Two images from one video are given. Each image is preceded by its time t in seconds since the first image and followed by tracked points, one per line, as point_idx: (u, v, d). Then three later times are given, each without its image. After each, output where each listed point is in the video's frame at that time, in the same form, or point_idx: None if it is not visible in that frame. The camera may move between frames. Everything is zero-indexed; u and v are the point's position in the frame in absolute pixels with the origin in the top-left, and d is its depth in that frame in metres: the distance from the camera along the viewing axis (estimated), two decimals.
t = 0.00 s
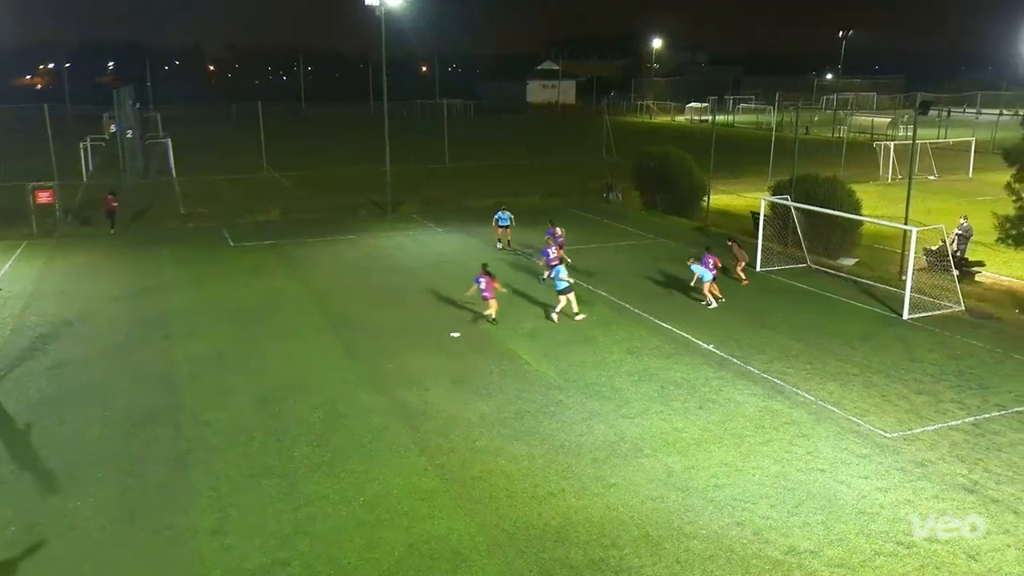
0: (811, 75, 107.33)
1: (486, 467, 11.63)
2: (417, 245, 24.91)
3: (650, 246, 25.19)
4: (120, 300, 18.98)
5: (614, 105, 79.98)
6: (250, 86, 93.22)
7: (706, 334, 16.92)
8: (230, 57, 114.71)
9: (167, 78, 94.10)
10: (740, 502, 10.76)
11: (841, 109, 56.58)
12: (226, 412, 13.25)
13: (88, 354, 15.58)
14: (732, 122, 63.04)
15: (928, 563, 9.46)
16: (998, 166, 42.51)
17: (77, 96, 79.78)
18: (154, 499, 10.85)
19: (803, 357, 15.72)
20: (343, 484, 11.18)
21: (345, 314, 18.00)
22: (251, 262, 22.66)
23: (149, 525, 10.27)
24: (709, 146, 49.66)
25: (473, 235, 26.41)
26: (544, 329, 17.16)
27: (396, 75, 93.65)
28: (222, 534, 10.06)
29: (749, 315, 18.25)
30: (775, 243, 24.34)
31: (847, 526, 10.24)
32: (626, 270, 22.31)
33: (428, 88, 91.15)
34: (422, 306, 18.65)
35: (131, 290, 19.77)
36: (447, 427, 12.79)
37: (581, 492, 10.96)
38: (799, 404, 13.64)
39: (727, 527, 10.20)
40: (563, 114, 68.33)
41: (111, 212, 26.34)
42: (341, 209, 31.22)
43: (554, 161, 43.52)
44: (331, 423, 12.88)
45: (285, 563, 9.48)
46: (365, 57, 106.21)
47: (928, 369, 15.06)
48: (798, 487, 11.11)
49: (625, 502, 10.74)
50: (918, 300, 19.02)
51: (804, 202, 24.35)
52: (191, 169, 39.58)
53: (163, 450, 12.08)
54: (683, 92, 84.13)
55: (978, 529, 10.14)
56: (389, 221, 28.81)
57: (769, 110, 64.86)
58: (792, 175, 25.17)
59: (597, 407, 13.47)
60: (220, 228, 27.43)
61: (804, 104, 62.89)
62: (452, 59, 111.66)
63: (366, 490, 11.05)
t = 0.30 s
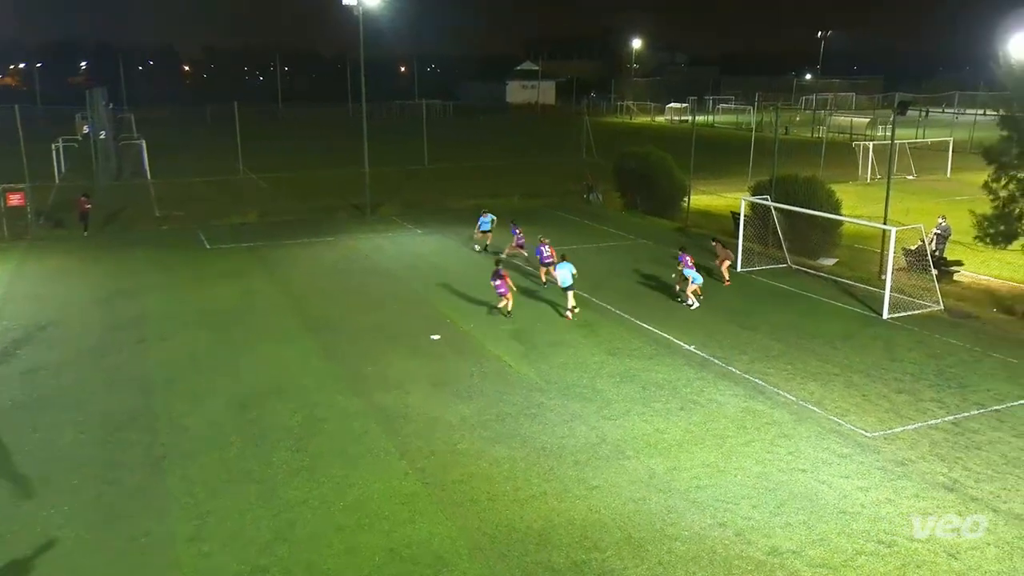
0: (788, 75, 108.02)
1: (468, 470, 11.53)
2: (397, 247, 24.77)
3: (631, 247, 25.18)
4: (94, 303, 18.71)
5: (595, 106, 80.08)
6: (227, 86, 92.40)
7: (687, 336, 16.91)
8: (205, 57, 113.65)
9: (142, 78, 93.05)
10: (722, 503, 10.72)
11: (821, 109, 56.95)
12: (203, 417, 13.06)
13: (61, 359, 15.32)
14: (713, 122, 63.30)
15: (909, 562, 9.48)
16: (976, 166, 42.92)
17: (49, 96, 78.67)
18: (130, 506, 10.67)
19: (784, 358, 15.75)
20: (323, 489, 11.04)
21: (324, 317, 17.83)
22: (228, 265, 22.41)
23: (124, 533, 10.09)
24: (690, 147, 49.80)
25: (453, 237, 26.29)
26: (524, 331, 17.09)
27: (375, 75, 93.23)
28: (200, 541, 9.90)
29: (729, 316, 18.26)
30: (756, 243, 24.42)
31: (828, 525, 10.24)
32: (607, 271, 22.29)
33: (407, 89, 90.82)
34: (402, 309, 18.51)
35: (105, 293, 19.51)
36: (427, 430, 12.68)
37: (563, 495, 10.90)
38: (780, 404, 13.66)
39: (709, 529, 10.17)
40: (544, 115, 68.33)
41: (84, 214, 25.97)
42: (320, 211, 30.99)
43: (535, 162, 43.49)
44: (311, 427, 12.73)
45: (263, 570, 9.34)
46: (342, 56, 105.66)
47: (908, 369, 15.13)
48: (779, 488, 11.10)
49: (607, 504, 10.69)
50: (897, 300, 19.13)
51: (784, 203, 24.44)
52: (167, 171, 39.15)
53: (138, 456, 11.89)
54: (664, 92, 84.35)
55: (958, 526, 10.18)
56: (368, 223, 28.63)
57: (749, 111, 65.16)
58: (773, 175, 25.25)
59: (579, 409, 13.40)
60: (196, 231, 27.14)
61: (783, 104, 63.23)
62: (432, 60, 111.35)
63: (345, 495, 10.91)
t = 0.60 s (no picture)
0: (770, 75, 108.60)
1: (452, 474, 11.43)
2: (379, 249, 24.62)
3: (615, 249, 25.16)
4: (73, 308, 18.45)
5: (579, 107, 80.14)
6: (206, 87, 91.62)
7: (672, 337, 16.90)
8: (184, 57, 112.69)
9: (119, 79, 92.04)
10: (708, 505, 10.68)
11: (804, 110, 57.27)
12: (182, 423, 12.88)
13: (37, 365, 15.06)
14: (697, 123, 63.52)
15: (895, 563, 9.46)
16: (957, 167, 43.29)
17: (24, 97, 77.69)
18: (110, 513, 10.49)
19: (768, 359, 15.75)
20: (305, 495, 10.90)
21: (306, 321, 17.67)
22: (209, 269, 22.21)
23: (103, 541, 9.90)
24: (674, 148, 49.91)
25: (437, 239, 26.18)
26: (509, 334, 17.02)
27: (357, 77, 92.91)
28: (181, 549, 9.74)
29: (713, 317, 18.26)
30: (739, 244, 24.46)
31: (814, 526, 10.22)
32: (591, 273, 22.26)
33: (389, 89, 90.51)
34: (385, 312, 18.38)
35: (83, 297, 19.26)
36: (412, 435, 12.56)
37: (548, 498, 10.82)
38: (765, 405, 13.65)
39: (695, 531, 10.13)
40: (528, 116, 68.26)
41: (61, 218, 25.67)
42: (302, 213, 30.79)
43: (519, 163, 43.42)
44: (293, 432, 12.58)
45: None
46: (324, 56, 105.14)
47: (892, 369, 15.17)
48: (765, 489, 11.07)
49: (592, 508, 10.61)
50: (881, 300, 19.19)
51: (768, 204, 24.50)
52: (146, 173, 38.73)
53: (117, 463, 11.71)
54: (647, 93, 84.55)
55: (942, 526, 10.19)
56: (350, 226, 28.46)
57: (733, 111, 65.43)
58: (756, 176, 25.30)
59: (563, 412, 13.34)
60: (175, 234, 26.86)
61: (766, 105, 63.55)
62: (414, 61, 111.07)
63: (329, 501, 10.78)
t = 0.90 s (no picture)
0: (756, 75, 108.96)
1: (440, 478, 11.31)
2: (365, 252, 24.46)
3: (602, 251, 25.08)
4: (53, 312, 18.19)
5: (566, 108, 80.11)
6: (189, 88, 90.93)
7: (660, 339, 16.82)
8: (166, 58, 111.81)
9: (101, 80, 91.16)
10: (697, 509, 10.59)
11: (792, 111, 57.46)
12: (165, 428, 12.70)
13: (16, 370, 14.81)
14: (685, 125, 63.64)
15: (884, 565, 9.41)
16: (945, 167, 43.47)
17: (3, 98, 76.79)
18: (91, 521, 10.29)
19: (757, 361, 15.69)
20: (290, 501, 10.75)
21: (292, 324, 17.49)
22: (192, 271, 22.00)
23: (84, 550, 9.71)
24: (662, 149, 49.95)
25: (423, 241, 26.02)
26: (497, 337, 16.89)
27: (342, 78, 92.56)
28: (163, 557, 9.57)
29: (701, 319, 18.21)
30: (728, 246, 24.44)
31: (804, 529, 10.15)
32: (579, 275, 22.18)
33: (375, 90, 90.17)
34: (372, 315, 18.22)
35: (63, 302, 18.98)
36: (398, 439, 12.42)
37: (536, 502, 10.72)
38: (754, 407, 13.59)
39: (684, 535, 10.04)
40: (515, 117, 68.12)
41: (40, 220, 25.48)
42: (288, 216, 30.57)
43: (507, 164, 43.32)
44: (278, 438, 12.41)
45: None
46: (308, 56, 104.55)
47: (882, 371, 15.15)
48: (754, 492, 11.00)
49: (581, 512, 10.51)
50: (870, 301, 19.18)
51: (756, 205, 24.49)
52: (128, 176, 38.36)
53: (99, 469, 11.51)
54: (635, 95, 84.64)
55: (932, 527, 10.15)
56: (336, 228, 28.27)
57: (721, 112, 65.54)
58: (745, 177, 25.27)
59: (552, 415, 13.23)
60: (158, 236, 26.62)
61: (754, 106, 63.71)
62: (399, 61, 110.77)
63: (314, 506, 10.63)
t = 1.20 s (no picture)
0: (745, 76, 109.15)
1: (429, 483, 11.17)
2: (353, 254, 24.29)
3: (592, 252, 24.98)
4: (36, 316, 17.93)
5: (556, 109, 80.00)
6: (176, 89, 90.36)
7: (651, 342, 16.73)
8: (152, 58, 111.07)
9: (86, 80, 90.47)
10: (689, 513, 10.49)
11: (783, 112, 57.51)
12: (150, 434, 12.52)
13: None
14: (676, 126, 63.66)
15: (878, 568, 9.32)
16: (937, 168, 43.57)
17: None
18: (75, 528, 10.11)
19: (748, 363, 15.61)
20: (278, 506, 10.59)
21: (279, 327, 17.32)
22: (178, 274, 21.79)
23: (68, 557, 9.52)
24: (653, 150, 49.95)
25: (412, 244, 25.86)
26: (486, 340, 16.76)
27: (331, 79, 92.24)
28: (148, 564, 9.39)
29: (692, 321, 18.12)
30: (720, 247, 24.36)
31: (796, 533, 10.06)
32: (569, 277, 22.07)
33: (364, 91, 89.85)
34: (360, 318, 18.06)
35: (47, 306, 18.74)
36: (388, 444, 12.27)
37: (527, 507, 10.60)
38: (746, 411, 13.51)
39: (677, 539, 9.93)
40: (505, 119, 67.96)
41: (22, 223, 25.17)
42: (276, 218, 30.35)
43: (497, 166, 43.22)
44: (265, 443, 12.25)
45: None
46: (296, 57, 104.06)
47: (874, 373, 15.08)
48: (747, 496, 10.90)
49: (572, 516, 10.39)
50: (862, 303, 19.14)
51: (747, 207, 24.43)
52: (114, 177, 38.02)
53: (82, 476, 11.32)
54: (625, 96, 84.62)
55: (925, 531, 10.07)
56: (324, 230, 28.09)
57: (711, 113, 65.63)
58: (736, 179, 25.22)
59: (543, 419, 13.12)
60: (143, 239, 26.36)
61: (745, 107, 63.81)
62: (388, 62, 110.48)
63: (302, 512, 10.47)
